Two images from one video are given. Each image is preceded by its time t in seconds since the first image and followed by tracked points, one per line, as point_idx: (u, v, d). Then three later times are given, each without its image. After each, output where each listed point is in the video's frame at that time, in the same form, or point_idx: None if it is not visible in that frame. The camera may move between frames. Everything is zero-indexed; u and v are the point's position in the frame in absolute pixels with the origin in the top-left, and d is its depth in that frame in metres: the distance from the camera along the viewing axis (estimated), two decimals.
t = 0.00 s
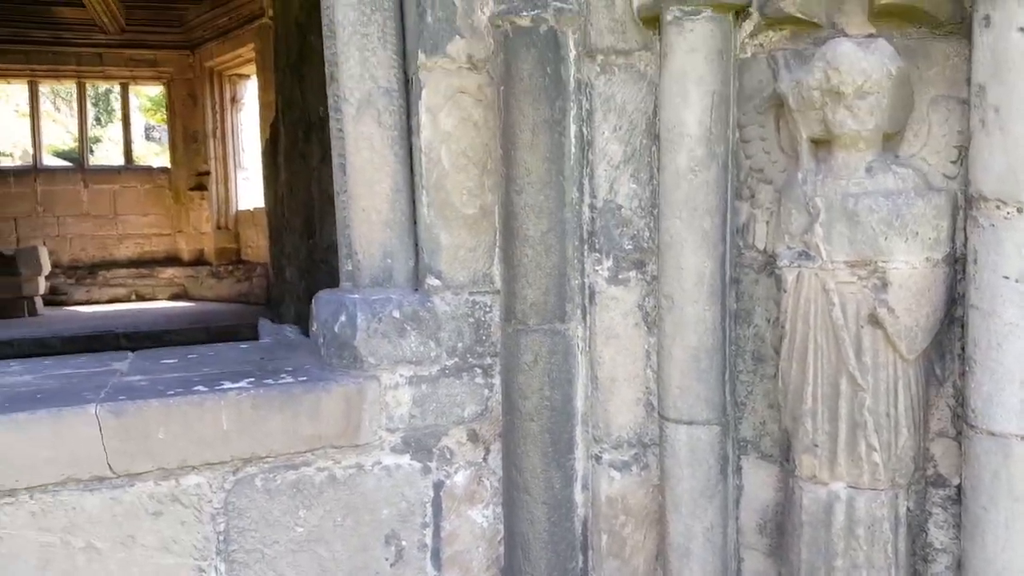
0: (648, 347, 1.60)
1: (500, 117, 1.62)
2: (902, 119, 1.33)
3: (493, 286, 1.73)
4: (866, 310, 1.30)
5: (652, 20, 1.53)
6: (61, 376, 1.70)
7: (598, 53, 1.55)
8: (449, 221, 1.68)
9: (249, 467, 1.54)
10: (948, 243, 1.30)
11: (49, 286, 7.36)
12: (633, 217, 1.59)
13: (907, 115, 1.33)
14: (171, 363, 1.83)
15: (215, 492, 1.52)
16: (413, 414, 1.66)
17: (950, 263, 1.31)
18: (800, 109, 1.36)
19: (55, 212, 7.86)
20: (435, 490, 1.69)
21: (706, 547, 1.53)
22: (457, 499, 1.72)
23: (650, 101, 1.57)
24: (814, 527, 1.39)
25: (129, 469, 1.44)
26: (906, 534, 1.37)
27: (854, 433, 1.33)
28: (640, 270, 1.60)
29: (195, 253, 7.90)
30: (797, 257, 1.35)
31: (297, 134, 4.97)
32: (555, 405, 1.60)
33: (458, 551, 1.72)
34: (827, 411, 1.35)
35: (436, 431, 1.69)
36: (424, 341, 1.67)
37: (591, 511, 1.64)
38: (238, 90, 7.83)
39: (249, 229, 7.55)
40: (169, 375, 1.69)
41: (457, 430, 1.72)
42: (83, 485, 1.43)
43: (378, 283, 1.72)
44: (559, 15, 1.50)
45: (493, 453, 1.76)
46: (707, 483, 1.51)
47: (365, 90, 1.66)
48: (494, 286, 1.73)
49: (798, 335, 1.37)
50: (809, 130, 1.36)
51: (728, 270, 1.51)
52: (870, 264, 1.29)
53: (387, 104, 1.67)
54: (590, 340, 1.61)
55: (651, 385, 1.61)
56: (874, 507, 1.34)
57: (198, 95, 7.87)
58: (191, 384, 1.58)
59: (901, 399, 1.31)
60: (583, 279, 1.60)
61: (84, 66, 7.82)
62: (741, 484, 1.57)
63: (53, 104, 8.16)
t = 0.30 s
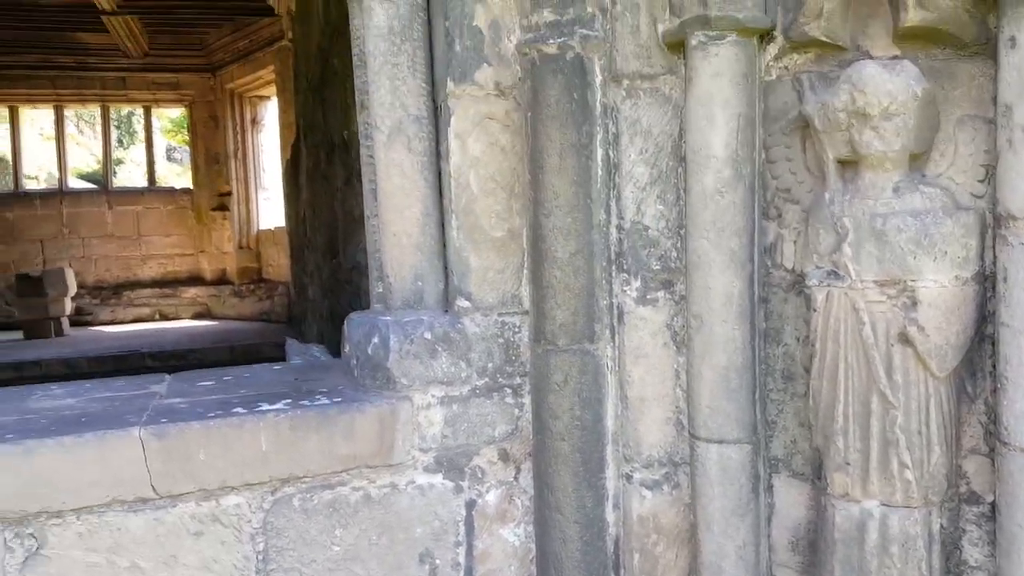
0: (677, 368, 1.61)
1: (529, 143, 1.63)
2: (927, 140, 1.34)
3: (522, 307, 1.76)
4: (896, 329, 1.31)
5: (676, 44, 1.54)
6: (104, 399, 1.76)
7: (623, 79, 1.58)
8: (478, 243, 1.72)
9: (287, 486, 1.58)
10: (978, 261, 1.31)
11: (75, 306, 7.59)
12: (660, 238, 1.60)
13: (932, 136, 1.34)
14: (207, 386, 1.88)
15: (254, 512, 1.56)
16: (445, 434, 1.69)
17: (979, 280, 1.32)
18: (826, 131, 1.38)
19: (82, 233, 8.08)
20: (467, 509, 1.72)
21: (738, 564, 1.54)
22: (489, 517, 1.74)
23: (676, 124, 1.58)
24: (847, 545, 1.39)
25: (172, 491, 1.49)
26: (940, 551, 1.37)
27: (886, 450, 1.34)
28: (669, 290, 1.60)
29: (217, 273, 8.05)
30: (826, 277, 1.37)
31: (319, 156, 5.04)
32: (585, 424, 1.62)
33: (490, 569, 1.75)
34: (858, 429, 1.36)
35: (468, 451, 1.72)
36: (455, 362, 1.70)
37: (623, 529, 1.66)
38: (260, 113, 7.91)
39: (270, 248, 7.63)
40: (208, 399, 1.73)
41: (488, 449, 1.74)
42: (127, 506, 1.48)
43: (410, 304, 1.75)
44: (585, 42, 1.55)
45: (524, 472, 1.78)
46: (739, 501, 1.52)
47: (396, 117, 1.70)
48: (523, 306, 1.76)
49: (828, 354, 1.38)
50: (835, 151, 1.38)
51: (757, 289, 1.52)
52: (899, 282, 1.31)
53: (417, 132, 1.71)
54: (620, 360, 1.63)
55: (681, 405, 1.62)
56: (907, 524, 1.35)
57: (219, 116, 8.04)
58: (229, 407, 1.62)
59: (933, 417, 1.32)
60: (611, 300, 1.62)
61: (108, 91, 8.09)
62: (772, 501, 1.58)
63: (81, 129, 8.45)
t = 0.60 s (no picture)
0: (713, 382, 1.63)
1: (563, 163, 1.61)
2: (962, 154, 1.35)
3: (556, 323, 1.77)
4: (933, 344, 1.32)
5: (708, 63, 1.57)
6: (149, 417, 1.83)
7: (655, 98, 1.60)
8: (511, 261, 1.74)
9: (330, 501, 1.63)
10: (1015, 274, 1.31)
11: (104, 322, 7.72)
12: (694, 253, 1.62)
13: (967, 150, 1.36)
14: (248, 403, 1.94)
15: (297, 526, 1.61)
16: (481, 449, 1.72)
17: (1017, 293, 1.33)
18: (859, 147, 1.39)
19: (111, 251, 8.26)
20: (504, 523, 1.74)
21: None
22: (526, 532, 1.76)
23: (708, 141, 1.60)
24: (887, 559, 1.39)
25: (218, 505, 1.55)
26: (982, 566, 1.37)
27: (926, 464, 1.34)
28: (702, 305, 1.63)
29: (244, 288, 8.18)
30: (862, 291, 1.38)
31: (345, 175, 5.10)
32: (621, 439, 1.62)
33: None
34: (897, 443, 1.36)
35: (504, 466, 1.74)
36: (490, 378, 1.72)
37: (660, 544, 1.67)
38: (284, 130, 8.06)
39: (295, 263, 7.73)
40: (251, 416, 1.80)
41: (524, 464, 1.76)
42: (176, 522, 1.54)
43: (446, 321, 1.78)
44: (616, 63, 1.55)
45: (559, 487, 1.79)
46: (777, 516, 1.53)
47: (430, 140, 1.74)
48: (556, 322, 1.77)
49: (865, 369, 1.38)
50: (868, 167, 1.39)
51: (791, 304, 1.53)
52: (936, 297, 1.31)
53: (451, 153, 1.74)
54: (655, 376, 1.64)
55: (716, 419, 1.64)
56: (948, 539, 1.35)
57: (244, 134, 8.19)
58: (274, 424, 1.68)
59: (972, 431, 1.32)
60: (645, 315, 1.63)
61: (135, 111, 8.26)
62: (810, 516, 1.59)
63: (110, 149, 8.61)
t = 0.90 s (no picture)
0: (753, 398, 1.65)
1: (598, 179, 1.70)
2: (1005, 170, 1.38)
3: (592, 337, 1.78)
4: (975, 361, 1.32)
5: (746, 81, 1.60)
6: (193, 426, 1.87)
7: (694, 115, 1.62)
8: (549, 275, 1.75)
9: (370, 511, 1.66)
10: None
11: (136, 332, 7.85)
12: (732, 269, 1.64)
13: (1010, 165, 1.38)
14: (289, 414, 1.99)
15: (338, 535, 1.64)
16: (519, 462, 1.74)
17: None
18: (899, 164, 1.40)
19: (142, 262, 8.40)
20: (540, 537, 1.76)
21: None
22: (562, 545, 1.78)
23: (746, 158, 1.62)
24: None
25: (262, 514, 1.58)
26: None
27: (968, 482, 1.34)
28: (741, 320, 1.64)
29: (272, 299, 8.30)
30: (903, 309, 1.38)
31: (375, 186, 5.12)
32: (659, 454, 1.63)
33: None
34: (938, 460, 1.36)
35: (541, 479, 1.76)
36: (527, 392, 1.74)
37: (697, 560, 1.67)
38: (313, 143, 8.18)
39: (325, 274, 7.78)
40: (292, 426, 1.84)
41: (561, 478, 1.77)
42: (221, 529, 1.58)
43: (484, 334, 1.80)
44: (655, 81, 1.56)
45: (596, 501, 1.80)
46: (817, 532, 1.54)
47: (470, 156, 1.77)
48: (592, 337, 1.77)
49: (906, 387, 1.39)
50: (909, 184, 1.40)
51: (830, 319, 1.53)
52: (978, 314, 1.32)
53: (490, 169, 1.78)
54: (693, 391, 1.65)
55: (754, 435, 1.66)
56: (991, 557, 1.34)
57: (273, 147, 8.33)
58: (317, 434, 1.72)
59: (1016, 449, 1.31)
60: (684, 330, 1.64)
61: (167, 124, 8.43)
62: (849, 533, 1.59)
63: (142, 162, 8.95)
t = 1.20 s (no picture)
0: (790, 415, 1.65)
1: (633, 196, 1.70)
2: None
3: (626, 353, 1.77)
4: (1018, 381, 1.31)
5: (783, 98, 1.60)
6: (231, 437, 1.90)
7: (730, 132, 1.61)
8: (584, 290, 1.75)
9: (405, 524, 1.67)
10: None
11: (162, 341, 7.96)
12: (769, 285, 1.64)
13: None
14: (324, 425, 2.01)
15: (374, 547, 1.65)
16: (553, 477, 1.74)
17: None
18: (939, 182, 1.39)
19: (169, 272, 8.49)
20: (574, 552, 1.76)
21: None
22: (596, 561, 1.77)
23: (784, 174, 1.63)
24: None
25: (300, 526, 1.60)
26: None
27: (1011, 503, 1.32)
28: (778, 337, 1.64)
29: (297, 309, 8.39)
30: (943, 326, 1.37)
31: (400, 198, 5.14)
32: (695, 470, 1.63)
33: None
34: (980, 480, 1.35)
35: (575, 494, 1.76)
36: (561, 407, 1.74)
37: None
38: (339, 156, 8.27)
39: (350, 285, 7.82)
40: (329, 437, 1.86)
41: (594, 493, 1.77)
42: (259, 541, 1.60)
43: (518, 348, 1.81)
44: (692, 98, 1.57)
45: (629, 517, 1.80)
46: (855, 552, 1.53)
47: (505, 172, 1.78)
48: (626, 352, 1.77)
49: (947, 406, 1.38)
50: (948, 203, 1.39)
51: (868, 337, 1.53)
52: (1020, 333, 1.31)
53: (525, 185, 1.79)
54: (730, 408, 1.65)
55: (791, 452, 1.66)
56: None
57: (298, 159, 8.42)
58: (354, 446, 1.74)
59: None
60: (720, 347, 1.64)
61: (194, 137, 8.53)
62: (887, 552, 1.58)
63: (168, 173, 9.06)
